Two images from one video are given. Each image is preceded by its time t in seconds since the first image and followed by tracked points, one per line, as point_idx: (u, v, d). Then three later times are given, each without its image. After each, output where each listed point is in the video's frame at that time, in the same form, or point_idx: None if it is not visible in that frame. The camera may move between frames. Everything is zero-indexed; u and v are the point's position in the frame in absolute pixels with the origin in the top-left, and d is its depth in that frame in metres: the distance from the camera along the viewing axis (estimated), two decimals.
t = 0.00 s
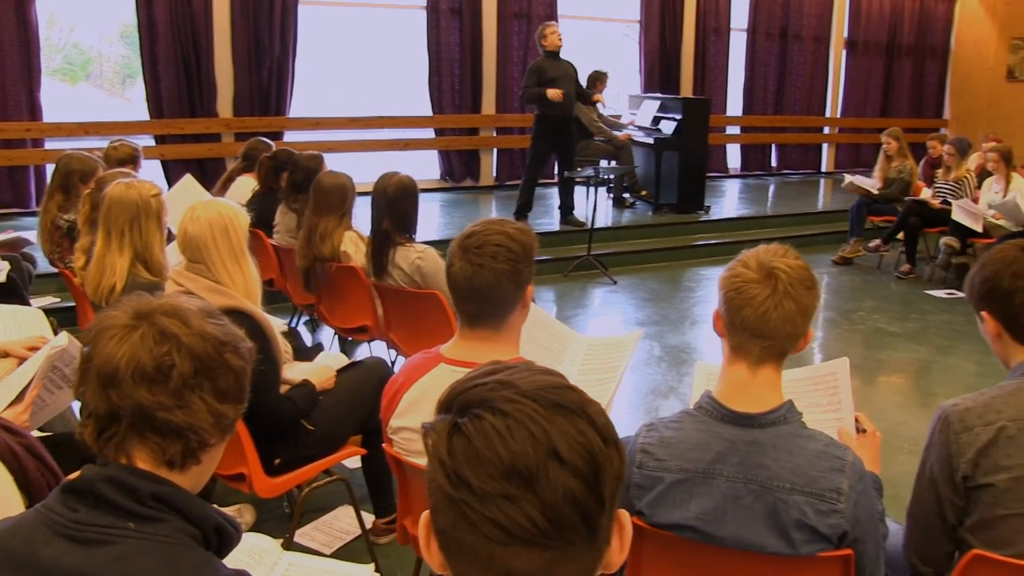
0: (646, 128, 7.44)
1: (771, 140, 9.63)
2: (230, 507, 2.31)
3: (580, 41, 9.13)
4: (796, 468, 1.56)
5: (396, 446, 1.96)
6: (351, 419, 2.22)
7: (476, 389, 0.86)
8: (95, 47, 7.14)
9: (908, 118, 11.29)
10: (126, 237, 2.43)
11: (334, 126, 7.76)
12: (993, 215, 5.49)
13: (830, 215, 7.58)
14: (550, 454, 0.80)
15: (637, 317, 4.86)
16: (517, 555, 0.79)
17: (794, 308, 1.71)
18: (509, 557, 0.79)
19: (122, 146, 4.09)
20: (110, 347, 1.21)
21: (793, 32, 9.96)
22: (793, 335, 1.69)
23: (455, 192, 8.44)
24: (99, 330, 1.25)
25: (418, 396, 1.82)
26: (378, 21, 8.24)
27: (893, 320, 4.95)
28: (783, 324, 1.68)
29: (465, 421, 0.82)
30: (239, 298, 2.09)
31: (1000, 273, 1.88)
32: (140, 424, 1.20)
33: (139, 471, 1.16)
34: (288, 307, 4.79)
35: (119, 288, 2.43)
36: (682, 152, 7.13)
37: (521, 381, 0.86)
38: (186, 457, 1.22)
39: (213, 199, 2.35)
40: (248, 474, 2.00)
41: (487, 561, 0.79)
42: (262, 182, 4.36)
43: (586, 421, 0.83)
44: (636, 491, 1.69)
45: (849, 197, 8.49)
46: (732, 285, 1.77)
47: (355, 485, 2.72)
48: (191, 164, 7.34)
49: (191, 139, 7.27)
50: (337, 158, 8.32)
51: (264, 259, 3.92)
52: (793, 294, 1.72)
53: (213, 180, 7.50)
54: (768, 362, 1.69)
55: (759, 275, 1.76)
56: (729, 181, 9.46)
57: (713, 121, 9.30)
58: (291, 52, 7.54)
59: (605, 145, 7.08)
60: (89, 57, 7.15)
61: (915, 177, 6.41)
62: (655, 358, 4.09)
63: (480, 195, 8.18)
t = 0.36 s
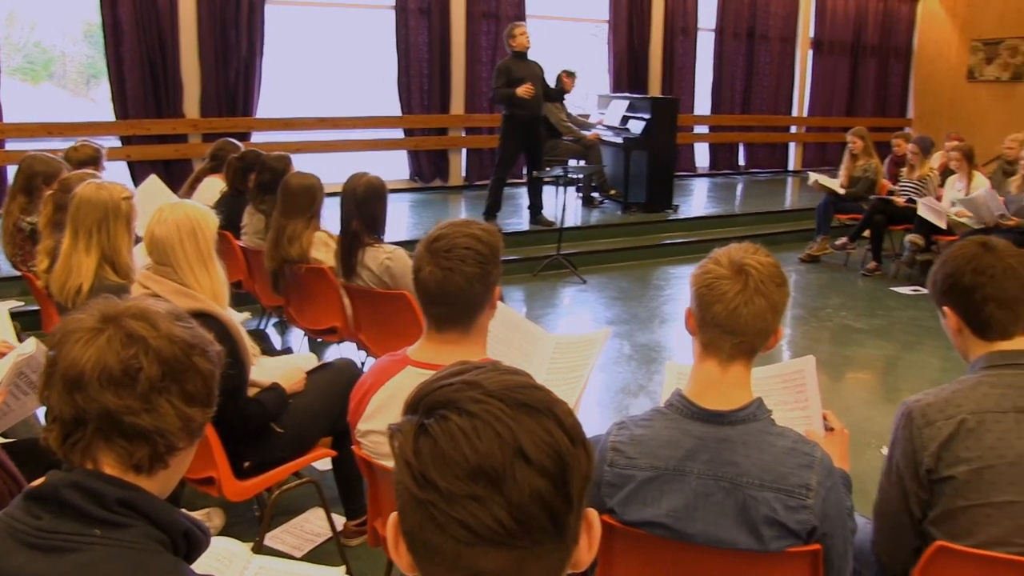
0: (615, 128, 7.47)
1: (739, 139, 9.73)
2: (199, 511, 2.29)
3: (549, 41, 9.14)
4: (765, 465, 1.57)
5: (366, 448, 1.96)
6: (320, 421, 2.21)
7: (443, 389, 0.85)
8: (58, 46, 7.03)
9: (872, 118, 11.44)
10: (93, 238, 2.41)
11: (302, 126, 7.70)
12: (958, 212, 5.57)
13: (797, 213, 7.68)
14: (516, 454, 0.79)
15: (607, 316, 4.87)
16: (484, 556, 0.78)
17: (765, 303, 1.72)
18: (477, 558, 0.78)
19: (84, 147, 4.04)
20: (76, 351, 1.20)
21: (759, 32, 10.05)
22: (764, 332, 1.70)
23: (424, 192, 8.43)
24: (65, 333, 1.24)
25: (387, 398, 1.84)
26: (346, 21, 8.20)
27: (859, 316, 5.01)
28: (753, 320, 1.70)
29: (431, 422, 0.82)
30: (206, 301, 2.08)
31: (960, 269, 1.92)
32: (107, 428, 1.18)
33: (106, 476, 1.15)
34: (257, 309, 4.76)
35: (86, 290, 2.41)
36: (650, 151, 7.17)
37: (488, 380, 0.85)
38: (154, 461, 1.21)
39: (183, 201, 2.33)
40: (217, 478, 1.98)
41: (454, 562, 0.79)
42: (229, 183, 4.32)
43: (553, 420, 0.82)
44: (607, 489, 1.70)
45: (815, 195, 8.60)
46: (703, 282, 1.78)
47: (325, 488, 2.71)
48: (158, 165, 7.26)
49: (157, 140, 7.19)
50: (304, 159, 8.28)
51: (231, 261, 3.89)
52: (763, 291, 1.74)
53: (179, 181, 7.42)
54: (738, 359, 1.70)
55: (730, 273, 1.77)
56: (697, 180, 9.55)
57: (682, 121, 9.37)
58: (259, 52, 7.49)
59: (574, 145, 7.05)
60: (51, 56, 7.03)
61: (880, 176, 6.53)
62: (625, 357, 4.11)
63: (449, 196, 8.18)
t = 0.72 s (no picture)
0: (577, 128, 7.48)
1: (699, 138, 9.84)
2: (161, 517, 2.27)
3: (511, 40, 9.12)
4: (727, 461, 1.59)
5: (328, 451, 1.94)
6: (283, 424, 2.20)
7: (409, 390, 0.85)
8: (10, 45, 6.87)
9: (831, 117, 11.62)
10: (50, 241, 2.37)
11: (264, 127, 7.62)
12: (914, 211, 5.64)
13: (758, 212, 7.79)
14: (483, 455, 0.79)
15: (570, 315, 4.89)
16: (452, 557, 0.78)
17: (723, 301, 1.74)
18: (445, 558, 0.78)
19: (37, 149, 3.98)
20: (34, 355, 1.17)
21: (720, 31, 10.16)
22: (723, 329, 1.72)
23: (387, 193, 8.42)
24: (22, 336, 1.21)
25: (350, 401, 1.84)
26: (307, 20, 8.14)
27: (820, 313, 5.08)
28: (711, 318, 1.71)
29: (398, 423, 0.82)
30: (166, 304, 2.06)
31: (931, 263, 1.90)
32: (66, 434, 1.16)
33: (64, 484, 1.13)
34: (218, 312, 4.72)
35: (43, 293, 2.36)
36: (613, 151, 7.20)
37: (454, 381, 0.85)
38: (114, 467, 1.19)
39: (145, 203, 2.32)
40: (179, 482, 1.96)
41: (421, 562, 0.79)
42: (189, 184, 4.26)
43: (520, 419, 0.82)
44: (572, 487, 1.71)
45: (776, 193, 8.71)
46: (662, 281, 1.79)
47: (289, 490, 2.70)
48: (116, 167, 7.14)
49: (115, 141, 7.07)
50: (264, 160, 8.22)
51: (191, 264, 3.84)
52: (721, 288, 1.75)
53: (138, 183, 7.31)
54: (699, 357, 1.70)
55: (688, 271, 1.78)
56: (659, 179, 9.64)
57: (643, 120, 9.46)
58: (219, 52, 7.41)
59: (535, 145, 7.08)
60: (3, 55, 6.87)
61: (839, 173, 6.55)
62: (589, 356, 4.14)
63: (412, 196, 8.17)
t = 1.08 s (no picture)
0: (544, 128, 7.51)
1: (666, 137, 9.96)
2: (127, 522, 2.24)
3: (478, 40, 9.14)
4: (697, 458, 1.60)
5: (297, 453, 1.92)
6: (250, 428, 2.19)
7: (376, 393, 0.85)
8: None
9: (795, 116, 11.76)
10: (10, 244, 2.33)
11: (230, 128, 7.56)
12: (877, 208, 5.73)
13: (724, 210, 7.87)
14: (451, 457, 0.79)
15: (537, 314, 4.91)
16: (421, 560, 0.78)
17: (688, 300, 1.75)
18: (414, 561, 0.78)
19: None
20: None
21: (685, 31, 10.24)
22: (689, 328, 1.73)
23: (354, 193, 8.41)
24: None
25: (317, 404, 1.83)
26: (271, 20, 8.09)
27: (787, 310, 5.14)
28: (677, 317, 1.72)
29: (365, 426, 0.81)
30: (132, 306, 2.03)
31: (917, 258, 1.91)
32: (28, 438, 1.14)
33: (24, 490, 1.11)
34: (184, 315, 4.67)
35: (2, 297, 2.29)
36: (580, 151, 7.25)
37: (422, 382, 0.85)
38: (76, 472, 1.17)
39: (110, 206, 2.30)
40: (146, 487, 1.94)
41: (390, 564, 0.78)
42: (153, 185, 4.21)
43: (487, 421, 0.83)
44: (542, 486, 1.71)
45: (742, 192, 8.82)
46: (628, 281, 1.80)
47: (258, 494, 2.68)
48: (78, 168, 7.02)
49: (77, 142, 6.95)
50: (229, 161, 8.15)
51: (156, 266, 3.80)
52: (687, 288, 1.77)
53: (101, 184, 7.19)
54: (665, 356, 1.72)
55: (655, 270, 1.79)
56: (626, 178, 9.73)
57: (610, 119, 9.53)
58: (183, 52, 7.33)
59: (502, 145, 6.84)
60: None
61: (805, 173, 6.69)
62: (557, 355, 4.15)
63: (379, 196, 8.17)
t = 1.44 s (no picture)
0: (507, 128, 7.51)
1: (629, 136, 10.05)
2: (88, 530, 2.21)
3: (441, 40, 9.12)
4: (660, 454, 1.61)
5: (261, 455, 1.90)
6: (214, 431, 2.17)
7: (336, 393, 0.84)
8: None
9: (757, 115, 11.89)
10: None
11: (192, 129, 7.47)
12: (838, 206, 5.81)
13: (688, 209, 7.95)
14: (413, 457, 0.79)
15: (502, 314, 4.92)
16: (384, 561, 0.77)
17: (643, 293, 1.76)
18: (377, 563, 0.78)
19: None
20: None
21: (648, 31, 10.32)
22: (648, 321, 1.74)
23: (317, 194, 8.37)
24: None
25: (280, 405, 1.81)
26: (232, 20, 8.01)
27: (749, 307, 5.20)
28: (635, 311, 1.73)
29: (326, 427, 0.81)
30: (91, 310, 1.99)
31: (891, 255, 1.93)
32: None
33: None
34: (144, 318, 4.62)
35: None
36: (543, 150, 7.28)
37: (383, 382, 0.85)
38: (34, 478, 1.15)
39: (70, 208, 2.25)
40: (106, 493, 1.92)
41: (351, 566, 0.78)
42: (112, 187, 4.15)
43: (448, 420, 0.82)
44: (508, 483, 1.71)
45: (704, 190, 8.91)
46: (582, 279, 1.80)
47: (222, 498, 2.66)
48: (35, 169, 6.89)
49: (33, 144, 6.81)
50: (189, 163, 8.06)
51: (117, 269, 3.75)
52: (641, 280, 1.77)
53: (58, 187, 7.06)
54: (627, 352, 1.73)
55: (607, 266, 1.79)
56: (589, 177, 9.80)
57: (573, 119, 9.58)
58: (142, 52, 7.23)
59: (465, 144, 6.84)
60: None
61: (765, 172, 6.76)
62: (522, 355, 4.15)
63: (342, 197, 8.14)
